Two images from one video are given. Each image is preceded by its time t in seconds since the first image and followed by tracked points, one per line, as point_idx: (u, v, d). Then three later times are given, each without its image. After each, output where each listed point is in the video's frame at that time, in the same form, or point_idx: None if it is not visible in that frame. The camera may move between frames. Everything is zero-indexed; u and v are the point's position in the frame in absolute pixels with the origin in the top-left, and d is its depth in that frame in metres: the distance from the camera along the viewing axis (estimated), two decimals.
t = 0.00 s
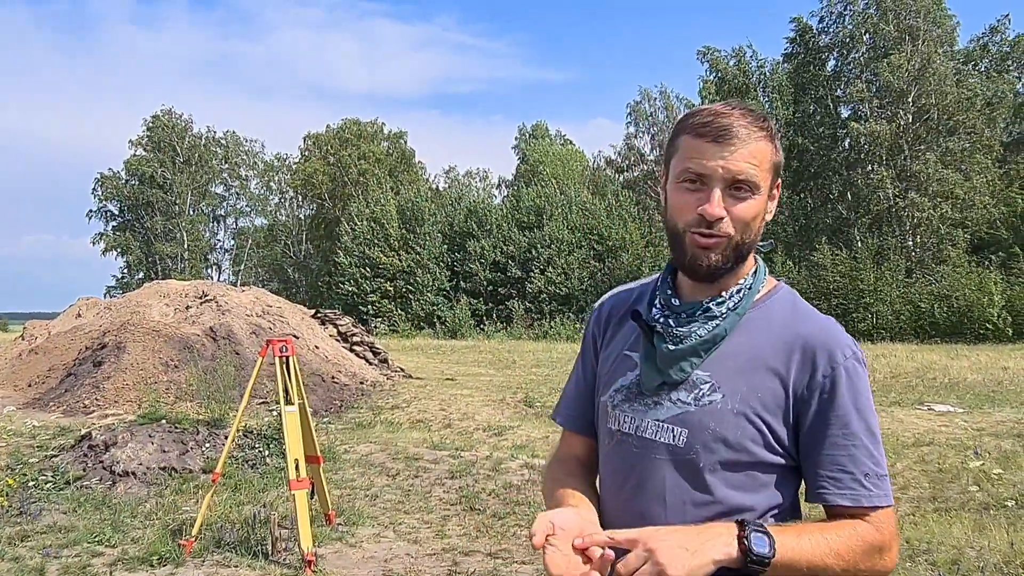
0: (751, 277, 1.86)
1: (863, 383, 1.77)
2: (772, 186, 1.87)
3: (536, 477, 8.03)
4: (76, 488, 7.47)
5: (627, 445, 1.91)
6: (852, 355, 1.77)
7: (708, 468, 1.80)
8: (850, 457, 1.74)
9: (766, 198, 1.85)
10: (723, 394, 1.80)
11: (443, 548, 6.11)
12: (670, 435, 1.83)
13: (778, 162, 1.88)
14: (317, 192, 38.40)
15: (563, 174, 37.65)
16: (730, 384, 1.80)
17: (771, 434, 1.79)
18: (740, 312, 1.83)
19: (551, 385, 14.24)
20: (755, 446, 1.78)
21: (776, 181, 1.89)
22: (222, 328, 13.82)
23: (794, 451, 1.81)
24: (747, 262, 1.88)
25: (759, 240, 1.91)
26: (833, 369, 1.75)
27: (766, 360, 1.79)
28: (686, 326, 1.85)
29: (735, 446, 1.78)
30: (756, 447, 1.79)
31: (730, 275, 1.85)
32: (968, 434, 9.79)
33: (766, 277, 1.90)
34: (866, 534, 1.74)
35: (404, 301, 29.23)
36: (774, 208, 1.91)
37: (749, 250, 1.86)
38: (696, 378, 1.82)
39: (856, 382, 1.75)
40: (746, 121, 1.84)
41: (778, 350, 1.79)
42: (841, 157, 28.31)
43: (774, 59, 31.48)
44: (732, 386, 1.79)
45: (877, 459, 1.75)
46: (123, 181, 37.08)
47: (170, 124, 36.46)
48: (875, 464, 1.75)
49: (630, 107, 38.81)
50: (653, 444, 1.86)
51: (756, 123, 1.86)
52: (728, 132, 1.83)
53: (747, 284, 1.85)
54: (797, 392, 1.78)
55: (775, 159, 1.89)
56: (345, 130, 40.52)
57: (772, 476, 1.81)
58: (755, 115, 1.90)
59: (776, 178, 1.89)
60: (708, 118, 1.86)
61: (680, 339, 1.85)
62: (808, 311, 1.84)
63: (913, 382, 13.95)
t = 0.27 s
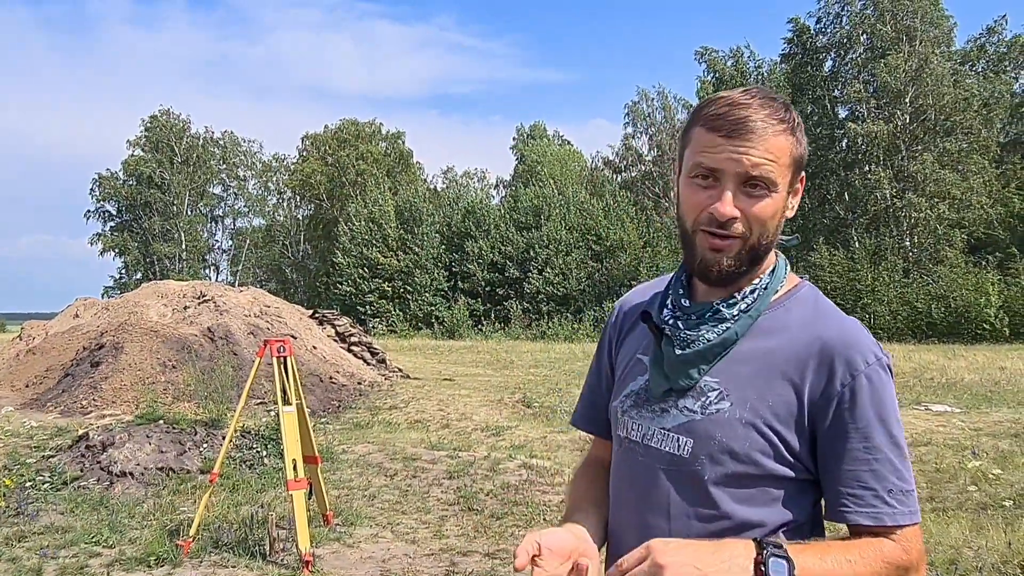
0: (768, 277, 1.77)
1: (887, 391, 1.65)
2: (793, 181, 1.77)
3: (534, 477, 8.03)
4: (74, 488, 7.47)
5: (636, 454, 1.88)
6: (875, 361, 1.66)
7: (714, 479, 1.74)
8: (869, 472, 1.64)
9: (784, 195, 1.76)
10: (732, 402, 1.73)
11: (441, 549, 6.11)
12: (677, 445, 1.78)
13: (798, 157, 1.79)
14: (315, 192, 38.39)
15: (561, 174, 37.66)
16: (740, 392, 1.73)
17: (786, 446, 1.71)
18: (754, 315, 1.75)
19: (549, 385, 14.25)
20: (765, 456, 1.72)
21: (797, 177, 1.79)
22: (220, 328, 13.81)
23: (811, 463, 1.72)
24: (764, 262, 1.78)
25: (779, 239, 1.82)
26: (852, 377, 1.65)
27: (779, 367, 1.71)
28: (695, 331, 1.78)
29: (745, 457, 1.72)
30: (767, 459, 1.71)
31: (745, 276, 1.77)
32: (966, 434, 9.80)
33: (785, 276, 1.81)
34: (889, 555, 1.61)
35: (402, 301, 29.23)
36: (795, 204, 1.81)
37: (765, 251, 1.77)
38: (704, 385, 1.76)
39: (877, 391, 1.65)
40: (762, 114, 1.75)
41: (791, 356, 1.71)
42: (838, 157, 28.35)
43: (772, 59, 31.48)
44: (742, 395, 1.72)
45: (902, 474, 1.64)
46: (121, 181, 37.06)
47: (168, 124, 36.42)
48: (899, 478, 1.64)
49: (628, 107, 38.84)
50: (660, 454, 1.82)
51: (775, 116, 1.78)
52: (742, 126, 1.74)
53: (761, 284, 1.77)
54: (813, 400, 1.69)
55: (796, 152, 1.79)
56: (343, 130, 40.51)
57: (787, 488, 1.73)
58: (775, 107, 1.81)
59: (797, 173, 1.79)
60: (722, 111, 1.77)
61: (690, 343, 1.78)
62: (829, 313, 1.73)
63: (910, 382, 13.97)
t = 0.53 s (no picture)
0: (771, 277, 1.67)
1: (903, 394, 1.51)
2: (794, 176, 1.69)
3: (528, 477, 8.03)
4: (65, 489, 7.43)
5: (638, 467, 1.80)
6: (885, 361, 1.52)
7: (714, 491, 1.64)
8: (881, 484, 1.49)
9: (786, 189, 1.67)
10: (730, 410, 1.63)
11: (434, 549, 6.10)
12: (675, 458, 1.70)
13: (803, 149, 1.71)
14: (309, 191, 38.37)
15: (555, 173, 37.68)
16: (738, 399, 1.63)
17: (790, 457, 1.59)
18: (754, 317, 1.65)
19: (543, 385, 14.26)
20: (770, 468, 1.60)
21: (802, 171, 1.70)
22: (212, 328, 13.77)
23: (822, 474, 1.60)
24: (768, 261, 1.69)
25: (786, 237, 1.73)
26: (859, 381, 1.52)
27: (780, 373, 1.60)
28: (692, 337, 1.70)
29: (746, 470, 1.61)
30: (773, 472, 1.60)
31: (744, 277, 1.68)
32: (958, 433, 9.84)
33: (793, 274, 1.70)
34: None
35: (395, 301, 29.22)
36: (801, 200, 1.72)
37: (768, 249, 1.69)
38: (701, 393, 1.67)
39: (889, 394, 1.50)
40: (760, 105, 1.67)
41: (791, 360, 1.59)
42: (831, 157, 28.43)
43: (765, 59, 31.53)
44: (741, 402, 1.62)
45: (922, 485, 1.49)
46: (114, 181, 36.96)
47: (161, 123, 36.33)
48: (921, 490, 1.48)
49: (622, 107, 38.89)
50: (659, 468, 1.73)
51: (776, 108, 1.69)
52: (736, 119, 1.66)
53: (761, 285, 1.67)
54: (817, 406, 1.57)
55: (799, 145, 1.71)
56: (336, 129, 40.47)
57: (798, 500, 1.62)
58: (778, 99, 1.72)
59: (800, 167, 1.70)
60: (717, 104, 1.70)
61: (685, 349, 1.70)
62: (836, 312, 1.61)
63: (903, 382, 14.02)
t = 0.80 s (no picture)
0: (762, 274, 1.67)
1: (896, 392, 1.46)
2: (778, 166, 1.68)
3: (519, 477, 8.02)
4: (53, 490, 7.39)
5: (636, 473, 1.82)
6: (878, 359, 1.47)
7: (705, 497, 1.64)
8: (871, 489, 1.43)
9: (769, 181, 1.67)
10: (720, 413, 1.63)
11: (425, 548, 6.09)
12: (669, 463, 1.70)
13: (785, 137, 1.70)
14: (299, 190, 38.24)
15: (545, 173, 37.67)
16: (727, 400, 1.62)
17: (779, 459, 1.57)
18: (745, 318, 1.65)
19: (534, 385, 14.26)
20: (758, 471, 1.58)
21: (785, 159, 1.70)
22: (202, 328, 13.71)
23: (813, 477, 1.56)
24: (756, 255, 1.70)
25: (776, 230, 1.72)
26: (849, 379, 1.48)
27: (769, 373, 1.58)
28: (684, 340, 1.71)
29: (736, 473, 1.60)
30: (763, 476, 1.58)
31: (733, 274, 1.69)
32: (946, 432, 9.90)
33: (787, 271, 1.70)
34: None
35: (386, 300, 29.16)
36: (789, 192, 1.72)
37: (758, 244, 1.69)
38: (694, 397, 1.67)
39: (880, 394, 1.45)
40: (736, 96, 1.67)
41: (780, 360, 1.57)
42: (821, 157, 28.54)
43: (755, 59, 31.58)
44: (730, 404, 1.62)
45: (914, 492, 1.42)
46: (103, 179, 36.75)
47: (150, 122, 36.13)
48: (911, 497, 1.42)
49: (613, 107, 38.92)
50: (656, 473, 1.74)
51: (753, 98, 1.69)
52: (711, 112, 1.66)
53: (751, 283, 1.67)
54: (806, 405, 1.54)
55: (782, 134, 1.70)
56: (327, 129, 40.36)
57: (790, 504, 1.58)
58: (756, 88, 1.72)
59: (784, 156, 1.70)
60: (694, 98, 1.70)
61: (678, 352, 1.72)
62: (829, 309, 1.58)
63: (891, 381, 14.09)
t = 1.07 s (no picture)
0: (760, 274, 1.67)
1: (890, 397, 1.46)
2: (776, 166, 1.67)
3: (514, 475, 8.02)
4: (47, 488, 7.37)
5: (633, 473, 1.82)
6: (873, 363, 1.47)
7: (701, 498, 1.63)
8: (856, 493, 1.44)
9: (767, 182, 1.66)
10: (714, 413, 1.62)
11: (420, 547, 6.09)
12: (665, 464, 1.70)
13: (783, 137, 1.69)
14: (295, 189, 38.19)
15: (541, 172, 37.70)
16: (723, 401, 1.61)
17: (773, 461, 1.56)
18: (741, 318, 1.64)
19: (529, 383, 14.27)
20: (752, 474, 1.58)
21: (783, 158, 1.70)
22: (197, 326, 13.68)
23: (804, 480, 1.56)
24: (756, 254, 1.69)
25: (773, 231, 1.72)
26: (841, 381, 1.47)
27: (764, 372, 1.58)
28: (682, 340, 1.71)
29: (729, 476, 1.59)
30: (756, 479, 1.57)
31: (730, 274, 1.68)
32: (941, 431, 9.92)
33: (785, 271, 1.69)
34: None
35: (381, 299, 29.16)
36: (787, 191, 1.71)
37: (754, 243, 1.68)
38: (690, 397, 1.66)
39: (873, 397, 1.45)
40: (736, 97, 1.67)
41: (776, 361, 1.57)
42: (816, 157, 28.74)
43: (750, 59, 31.61)
44: (727, 405, 1.61)
45: (897, 498, 1.43)
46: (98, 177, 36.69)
47: (146, 119, 36.04)
48: (894, 503, 1.42)
49: (608, 106, 38.93)
50: (652, 474, 1.74)
51: (752, 98, 1.69)
52: (709, 112, 1.66)
53: (749, 283, 1.67)
54: (800, 406, 1.53)
55: (780, 133, 1.69)
56: (323, 127, 40.33)
57: (781, 506, 1.58)
58: (755, 88, 1.71)
59: (781, 156, 1.69)
60: (694, 97, 1.70)
61: (675, 352, 1.71)
62: (827, 309, 1.57)
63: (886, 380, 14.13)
